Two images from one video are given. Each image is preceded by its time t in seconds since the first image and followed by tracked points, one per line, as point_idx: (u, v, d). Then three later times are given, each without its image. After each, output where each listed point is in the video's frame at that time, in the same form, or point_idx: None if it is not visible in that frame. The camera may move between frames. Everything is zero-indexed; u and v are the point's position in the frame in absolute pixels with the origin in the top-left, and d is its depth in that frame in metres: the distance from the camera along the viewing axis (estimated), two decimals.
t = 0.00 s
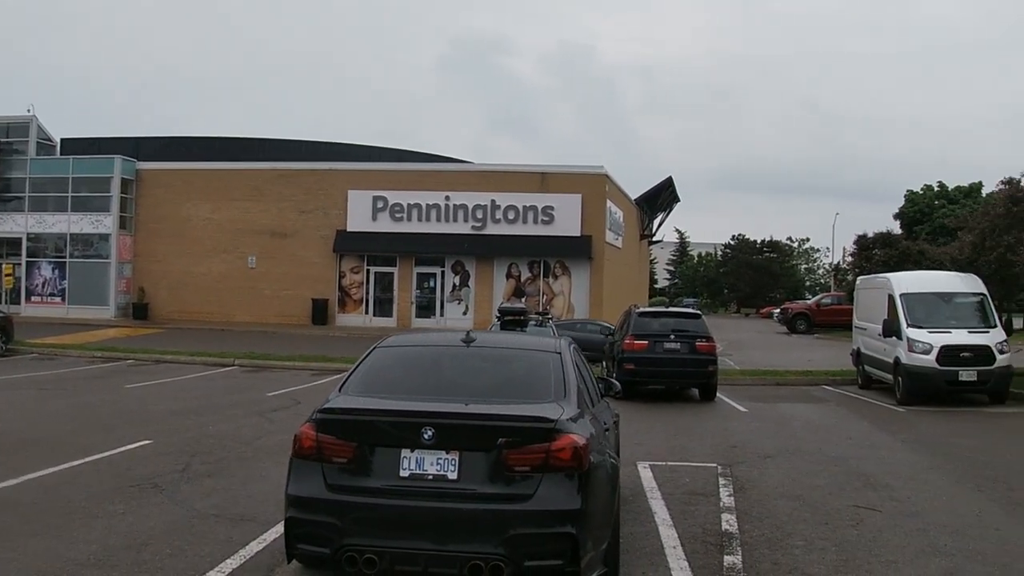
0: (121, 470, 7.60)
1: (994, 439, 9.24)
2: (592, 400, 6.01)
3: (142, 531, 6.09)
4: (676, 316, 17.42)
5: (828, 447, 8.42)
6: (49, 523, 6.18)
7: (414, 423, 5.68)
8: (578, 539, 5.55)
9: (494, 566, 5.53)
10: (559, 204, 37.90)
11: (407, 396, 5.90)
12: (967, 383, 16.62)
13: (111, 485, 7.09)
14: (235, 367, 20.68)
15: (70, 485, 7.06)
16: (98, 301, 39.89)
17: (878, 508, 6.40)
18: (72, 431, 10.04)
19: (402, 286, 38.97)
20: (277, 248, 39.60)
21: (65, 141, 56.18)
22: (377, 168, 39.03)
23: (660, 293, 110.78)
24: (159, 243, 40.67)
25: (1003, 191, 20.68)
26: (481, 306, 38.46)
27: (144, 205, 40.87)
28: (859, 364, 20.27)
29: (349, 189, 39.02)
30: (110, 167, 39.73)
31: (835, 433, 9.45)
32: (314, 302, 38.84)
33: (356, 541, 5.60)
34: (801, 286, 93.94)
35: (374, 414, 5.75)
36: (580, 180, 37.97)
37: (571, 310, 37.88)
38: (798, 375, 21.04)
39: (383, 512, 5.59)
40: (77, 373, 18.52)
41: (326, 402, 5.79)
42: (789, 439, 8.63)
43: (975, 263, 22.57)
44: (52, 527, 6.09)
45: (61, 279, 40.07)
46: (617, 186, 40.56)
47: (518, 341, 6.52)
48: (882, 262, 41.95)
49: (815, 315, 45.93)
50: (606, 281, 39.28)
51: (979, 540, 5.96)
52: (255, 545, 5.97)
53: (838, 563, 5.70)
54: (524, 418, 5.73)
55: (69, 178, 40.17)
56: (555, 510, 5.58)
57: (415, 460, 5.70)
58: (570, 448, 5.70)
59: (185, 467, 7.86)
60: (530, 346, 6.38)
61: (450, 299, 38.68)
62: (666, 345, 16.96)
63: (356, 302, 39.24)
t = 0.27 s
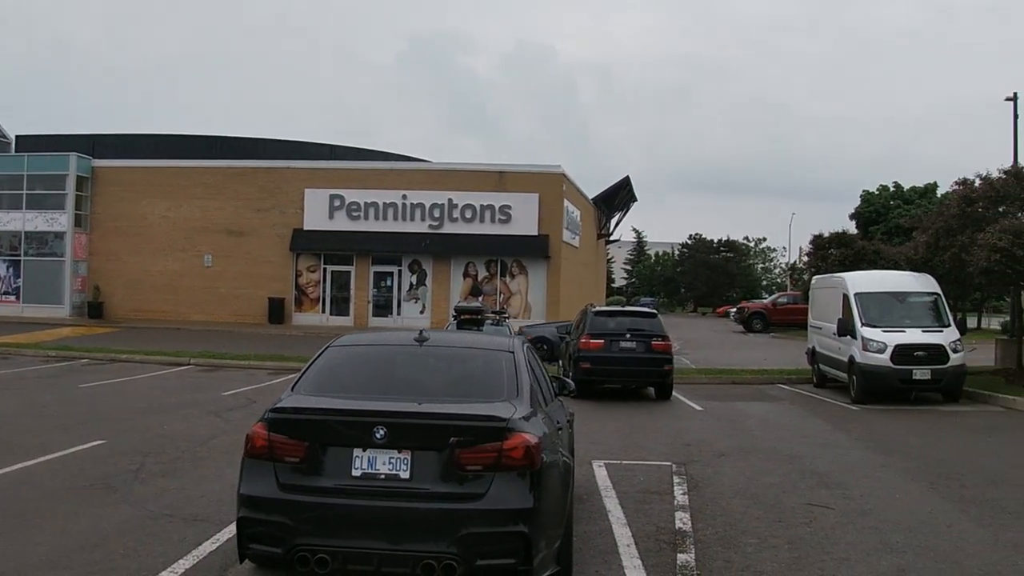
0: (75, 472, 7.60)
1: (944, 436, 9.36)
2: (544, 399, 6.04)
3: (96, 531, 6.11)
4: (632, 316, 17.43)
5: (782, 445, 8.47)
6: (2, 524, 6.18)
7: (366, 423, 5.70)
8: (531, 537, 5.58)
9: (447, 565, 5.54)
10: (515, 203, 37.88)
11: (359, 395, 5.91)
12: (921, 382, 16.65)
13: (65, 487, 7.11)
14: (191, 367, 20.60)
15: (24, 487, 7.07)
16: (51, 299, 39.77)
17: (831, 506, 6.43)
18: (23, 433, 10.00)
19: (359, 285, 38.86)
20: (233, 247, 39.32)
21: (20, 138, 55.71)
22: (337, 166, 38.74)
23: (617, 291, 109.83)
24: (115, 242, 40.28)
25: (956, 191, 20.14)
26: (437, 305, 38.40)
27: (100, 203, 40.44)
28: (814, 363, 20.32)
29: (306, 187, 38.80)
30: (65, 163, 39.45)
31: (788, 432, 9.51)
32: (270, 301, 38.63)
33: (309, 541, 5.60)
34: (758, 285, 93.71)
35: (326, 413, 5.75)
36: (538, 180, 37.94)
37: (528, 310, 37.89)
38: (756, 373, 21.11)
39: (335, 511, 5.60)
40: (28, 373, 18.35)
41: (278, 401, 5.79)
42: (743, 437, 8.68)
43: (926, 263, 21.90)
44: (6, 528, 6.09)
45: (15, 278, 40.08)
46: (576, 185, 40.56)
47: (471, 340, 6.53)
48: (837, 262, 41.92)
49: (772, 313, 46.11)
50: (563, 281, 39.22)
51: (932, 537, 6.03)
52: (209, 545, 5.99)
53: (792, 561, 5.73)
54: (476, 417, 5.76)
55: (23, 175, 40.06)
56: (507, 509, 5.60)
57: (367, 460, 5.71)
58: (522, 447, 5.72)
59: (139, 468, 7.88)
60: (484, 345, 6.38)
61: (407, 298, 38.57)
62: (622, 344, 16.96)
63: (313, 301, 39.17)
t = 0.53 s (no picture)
0: (28, 477, 7.62)
1: (898, 436, 9.45)
2: (500, 401, 6.06)
3: (50, 533, 6.14)
4: (589, 317, 17.44)
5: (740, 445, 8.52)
6: None
7: (320, 424, 5.70)
8: (485, 538, 5.60)
9: (401, 566, 5.55)
10: (474, 203, 37.72)
11: (314, 397, 5.92)
12: (876, 383, 16.68)
13: (20, 491, 7.14)
14: (147, 368, 20.53)
15: None
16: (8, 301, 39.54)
17: (787, 505, 6.46)
18: None
19: (318, 286, 38.78)
20: (190, 247, 39.17)
21: None
22: (303, 165, 38.65)
23: (575, 291, 108.56)
24: (71, 242, 39.98)
25: (909, 194, 20.07)
26: (396, 306, 38.38)
27: (56, 203, 40.10)
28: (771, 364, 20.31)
29: (264, 187, 38.66)
30: (21, 163, 39.10)
31: (743, 432, 9.56)
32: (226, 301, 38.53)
33: (263, 543, 5.60)
34: (718, 286, 92.46)
35: (280, 415, 5.76)
36: (497, 180, 37.78)
37: (488, 311, 37.98)
38: (714, 374, 21.13)
39: (290, 513, 5.60)
40: None
41: (232, 403, 5.80)
42: (701, 437, 8.72)
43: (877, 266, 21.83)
44: None
45: None
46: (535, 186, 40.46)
47: (427, 341, 6.55)
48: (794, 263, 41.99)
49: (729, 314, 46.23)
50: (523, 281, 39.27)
51: (887, 536, 6.07)
52: (164, 547, 6.02)
53: (747, 560, 5.76)
54: (430, 418, 5.77)
55: None
56: (462, 510, 5.62)
57: (321, 461, 5.72)
58: (477, 449, 5.75)
59: (92, 472, 7.91)
60: (439, 347, 6.38)
61: (365, 299, 38.54)
62: (580, 345, 16.96)
63: (271, 301, 39.12)
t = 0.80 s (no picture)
0: None
1: (851, 430, 9.57)
2: (454, 398, 6.09)
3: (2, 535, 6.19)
4: (545, 313, 17.38)
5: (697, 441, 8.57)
6: None
7: (271, 422, 5.71)
8: (438, 535, 5.62)
9: (353, 565, 5.57)
10: (430, 201, 37.95)
11: (265, 396, 5.93)
12: (831, 377, 16.75)
13: None
14: (101, 367, 20.47)
15: None
16: None
17: (741, 501, 6.50)
18: None
19: (273, 284, 38.70)
20: (145, 245, 38.85)
21: None
22: (269, 162, 38.49)
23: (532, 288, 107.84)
24: (23, 240, 39.43)
25: (864, 191, 20.48)
26: (353, 303, 38.36)
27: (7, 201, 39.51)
28: (726, 360, 20.31)
29: (219, 184, 38.53)
30: None
31: (698, 427, 9.61)
32: (182, 300, 38.32)
33: (214, 542, 5.60)
34: (672, 281, 93.25)
35: (233, 413, 5.77)
36: (453, 177, 38.09)
37: (444, 308, 38.19)
38: (670, 369, 21.18)
39: (241, 511, 5.60)
40: None
41: (183, 402, 5.81)
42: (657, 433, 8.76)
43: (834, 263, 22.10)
44: None
45: None
46: (491, 184, 40.75)
47: (379, 339, 6.56)
48: (751, 259, 42.37)
49: (685, 310, 46.53)
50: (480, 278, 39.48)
51: (840, 529, 6.11)
52: (117, 547, 6.08)
53: (701, 555, 5.79)
54: (383, 416, 5.79)
55: None
56: (414, 507, 5.63)
57: (273, 459, 5.73)
58: (428, 446, 5.77)
59: (44, 474, 7.97)
60: (392, 344, 6.41)
61: (321, 297, 38.51)
62: (535, 341, 16.95)
63: (226, 299, 38.95)
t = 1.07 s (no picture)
0: None
1: (806, 427, 9.64)
2: (409, 395, 6.10)
3: None
4: (503, 311, 17.31)
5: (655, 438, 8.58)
6: None
7: (225, 421, 5.70)
8: (392, 533, 5.63)
9: (309, 563, 5.56)
10: (386, 197, 37.07)
11: (221, 394, 5.92)
12: (787, 374, 16.73)
13: None
14: (56, 366, 20.30)
15: None
16: None
17: (697, 497, 6.53)
18: None
19: (230, 281, 37.83)
20: (99, 242, 37.87)
21: None
22: (231, 160, 37.54)
23: (488, 286, 105.74)
24: None
25: (821, 189, 20.78)
26: (310, 301, 37.58)
27: None
28: (684, 357, 20.31)
29: (174, 181, 37.61)
30: None
31: (656, 425, 9.62)
32: (138, 298, 37.42)
33: (169, 541, 5.59)
34: (632, 280, 88.10)
35: (187, 411, 5.76)
36: (410, 174, 37.24)
37: (401, 306, 37.34)
38: (627, 368, 21.10)
39: (195, 510, 5.59)
40: None
41: (137, 401, 5.80)
42: (617, 431, 8.78)
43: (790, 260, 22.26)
44: None
45: None
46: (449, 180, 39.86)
47: (334, 337, 6.56)
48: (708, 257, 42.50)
49: (642, 307, 46.52)
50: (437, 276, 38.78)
51: (794, 525, 6.15)
52: (73, 546, 6.14)
53: (656, 552, 5.80)
54: (337, 414, 5.79)
55: None
56: (368, 505, 5.63)
57: (227, 458, 5.72)
58: (383, 443, 5.77)
59: None
60: (347, 341, 6.41)
61: (279, 295, 37.71)
62: (493, 339, 16.87)
63: (183, 297, 38.05)
